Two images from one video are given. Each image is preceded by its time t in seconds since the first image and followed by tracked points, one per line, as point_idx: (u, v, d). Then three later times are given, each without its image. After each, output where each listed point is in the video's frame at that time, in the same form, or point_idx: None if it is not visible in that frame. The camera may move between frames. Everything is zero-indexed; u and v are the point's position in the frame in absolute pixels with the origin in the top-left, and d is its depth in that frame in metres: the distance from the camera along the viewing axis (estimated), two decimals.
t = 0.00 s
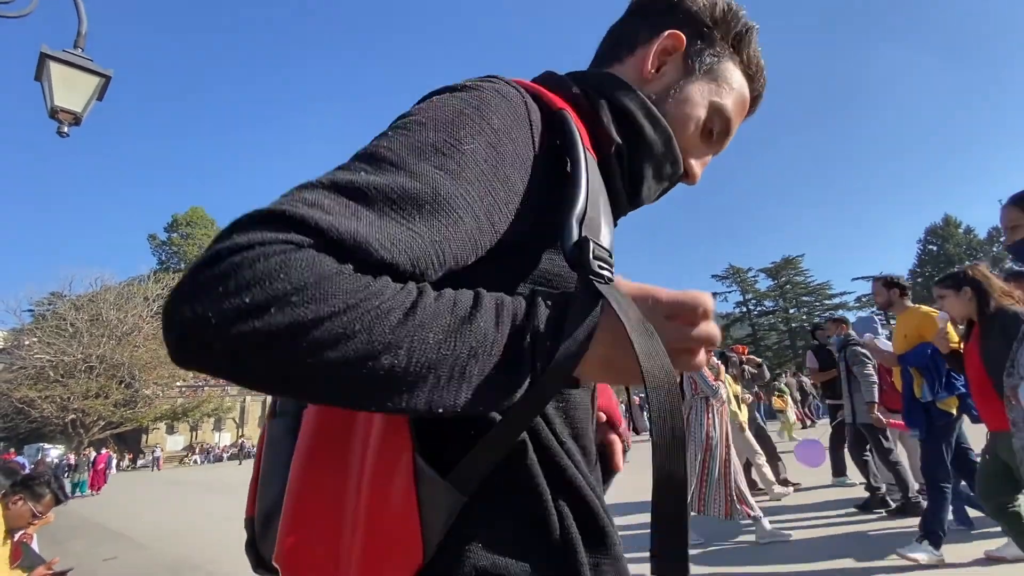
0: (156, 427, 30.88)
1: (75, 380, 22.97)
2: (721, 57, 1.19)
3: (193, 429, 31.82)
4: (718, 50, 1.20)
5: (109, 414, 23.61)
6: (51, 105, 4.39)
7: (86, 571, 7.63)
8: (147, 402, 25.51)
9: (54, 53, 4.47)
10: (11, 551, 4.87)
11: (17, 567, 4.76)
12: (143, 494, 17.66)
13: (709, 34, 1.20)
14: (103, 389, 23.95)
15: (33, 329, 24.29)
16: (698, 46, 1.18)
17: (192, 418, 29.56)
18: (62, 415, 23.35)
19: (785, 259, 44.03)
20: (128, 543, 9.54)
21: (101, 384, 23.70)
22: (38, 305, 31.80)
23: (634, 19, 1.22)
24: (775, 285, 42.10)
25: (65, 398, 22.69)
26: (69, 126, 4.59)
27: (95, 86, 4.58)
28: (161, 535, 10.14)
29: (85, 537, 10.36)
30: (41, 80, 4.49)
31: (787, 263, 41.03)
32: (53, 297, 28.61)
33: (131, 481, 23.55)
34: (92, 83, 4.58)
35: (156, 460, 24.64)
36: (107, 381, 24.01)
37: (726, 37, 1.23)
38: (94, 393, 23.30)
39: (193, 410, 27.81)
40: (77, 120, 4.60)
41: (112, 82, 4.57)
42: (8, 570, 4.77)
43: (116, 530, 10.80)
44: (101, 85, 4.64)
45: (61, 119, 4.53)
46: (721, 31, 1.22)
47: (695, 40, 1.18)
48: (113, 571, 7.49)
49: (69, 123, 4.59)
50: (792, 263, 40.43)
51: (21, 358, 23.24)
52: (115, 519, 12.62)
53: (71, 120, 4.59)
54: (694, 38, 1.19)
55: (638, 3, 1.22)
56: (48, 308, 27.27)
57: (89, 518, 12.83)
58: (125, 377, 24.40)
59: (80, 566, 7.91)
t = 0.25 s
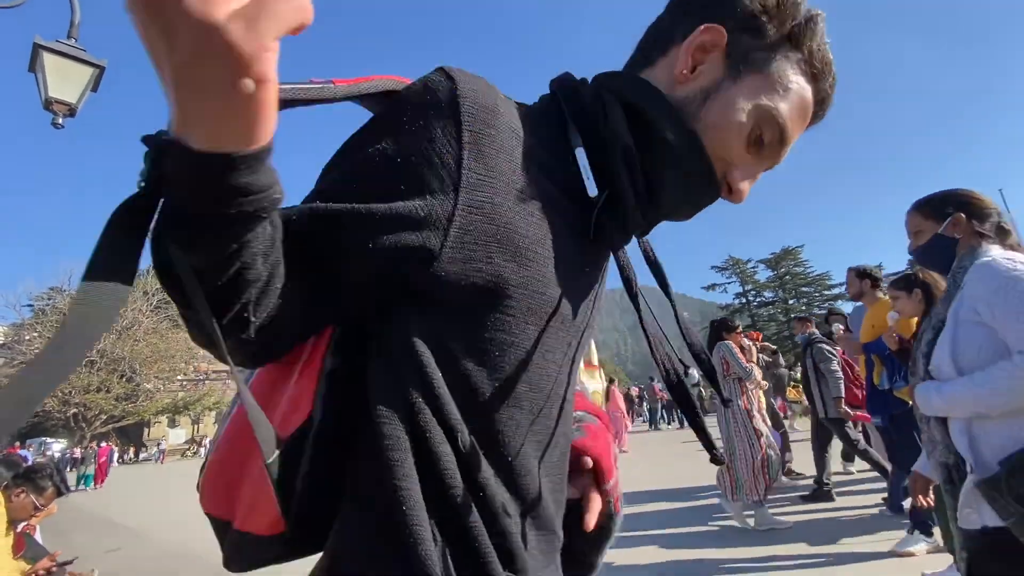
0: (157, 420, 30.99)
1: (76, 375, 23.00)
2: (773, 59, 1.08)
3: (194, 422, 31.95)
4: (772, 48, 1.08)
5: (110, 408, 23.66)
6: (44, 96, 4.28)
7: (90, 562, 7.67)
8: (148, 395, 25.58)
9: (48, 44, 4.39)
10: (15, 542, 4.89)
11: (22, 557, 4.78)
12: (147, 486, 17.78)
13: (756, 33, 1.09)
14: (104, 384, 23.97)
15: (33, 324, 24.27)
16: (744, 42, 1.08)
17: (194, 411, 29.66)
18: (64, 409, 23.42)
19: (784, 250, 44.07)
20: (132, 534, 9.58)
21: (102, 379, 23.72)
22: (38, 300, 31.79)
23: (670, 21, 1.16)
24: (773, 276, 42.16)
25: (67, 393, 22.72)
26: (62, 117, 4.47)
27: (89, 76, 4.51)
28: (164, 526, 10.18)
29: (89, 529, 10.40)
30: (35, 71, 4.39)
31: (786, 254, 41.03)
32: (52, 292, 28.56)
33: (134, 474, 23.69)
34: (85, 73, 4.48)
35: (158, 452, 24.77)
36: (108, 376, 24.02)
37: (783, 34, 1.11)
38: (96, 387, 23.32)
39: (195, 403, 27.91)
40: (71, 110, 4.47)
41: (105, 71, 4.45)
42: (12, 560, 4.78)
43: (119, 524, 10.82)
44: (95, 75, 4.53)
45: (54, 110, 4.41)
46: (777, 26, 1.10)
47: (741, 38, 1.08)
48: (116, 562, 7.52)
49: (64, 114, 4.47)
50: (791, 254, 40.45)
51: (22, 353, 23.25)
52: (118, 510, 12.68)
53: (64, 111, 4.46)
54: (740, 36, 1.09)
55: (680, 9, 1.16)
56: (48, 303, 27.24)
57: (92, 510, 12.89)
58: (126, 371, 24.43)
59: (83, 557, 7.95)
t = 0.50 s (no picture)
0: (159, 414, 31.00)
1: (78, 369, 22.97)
2: (819, 203, 0.93)
3: (196, 415, 31.98)
4: (815, 191, 0.94)
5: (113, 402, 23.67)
6: (39, 89, 4.08)
7: (93, 554, 7.69)
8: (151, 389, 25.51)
9: (41, 35, 4.17)
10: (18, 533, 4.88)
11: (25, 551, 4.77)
12: (149, 479, 17.82)
13: (799, 176, 0.94)
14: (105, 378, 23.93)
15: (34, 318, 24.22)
16: (785, 182, 0.92)
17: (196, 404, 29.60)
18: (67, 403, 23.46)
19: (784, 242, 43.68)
20: (134, 526, 9.61)
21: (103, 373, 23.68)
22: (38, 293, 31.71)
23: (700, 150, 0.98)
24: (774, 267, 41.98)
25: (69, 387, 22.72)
26: (58, 110, 4.26)
27: (83, 69, 4.29)
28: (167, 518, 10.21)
29: (92, 521, 10.40)
30: (30, 63, 4.19)
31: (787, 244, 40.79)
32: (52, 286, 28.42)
33: (137, 466, 23.74)
34: (80, 65, 4.26)
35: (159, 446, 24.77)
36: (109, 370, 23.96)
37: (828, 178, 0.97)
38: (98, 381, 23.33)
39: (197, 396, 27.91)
40: (67, 103, 4.26)
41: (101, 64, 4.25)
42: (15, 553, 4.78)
43: (121, 516, 10.85)
44: (90, 68, 4.32)
45: (50, 103, 4.21)
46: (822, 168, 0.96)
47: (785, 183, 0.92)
48: (120, 554, 7.55)
49: (59, 106, 4.27)
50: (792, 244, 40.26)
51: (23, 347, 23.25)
52: (120, 502, 12.71)
53: (60, 103, 4.26)
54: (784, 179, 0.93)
55: (708, 135, 0.99)
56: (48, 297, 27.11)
57: (94, 502, 12.91)
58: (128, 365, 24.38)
59: (87, 549, 7.98)
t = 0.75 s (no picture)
0: (159, 406, 31.01)
1: (78, 361, 22.94)
2: (780, 323, 1.05)
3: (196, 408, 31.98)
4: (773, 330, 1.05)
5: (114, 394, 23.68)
6: (34, 78, 4.00)
7: (97, 544, 7.71)
8: (151, 381, 25.49)
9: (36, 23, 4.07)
10: (21, 523, 4.88)
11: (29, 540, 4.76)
12: (150, 470, 17.85)
13: (763, 304, 1.02)
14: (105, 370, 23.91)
15: (33, 310, 24.15)
16: (754, 318, 1.01)
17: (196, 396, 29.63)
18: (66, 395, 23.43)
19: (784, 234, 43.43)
20: (136, 517, 9.62)
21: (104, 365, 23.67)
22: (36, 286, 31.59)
23: (672, 312, 0.98)
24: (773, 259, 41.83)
25: (70, 378, 22.70)
26: (54, 99, 4.17)
27: (79, 58, 4.21)
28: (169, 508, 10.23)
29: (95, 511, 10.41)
30: (25, 52, 4.09)
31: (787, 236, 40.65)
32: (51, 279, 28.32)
33: (138, 458, 23.78)
34: (75, 55, 4.18)
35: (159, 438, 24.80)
36: (110, 362, 23.94)
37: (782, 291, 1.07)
38: (99, 373, 23.31)
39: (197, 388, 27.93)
40: (63, 92, 4.17)
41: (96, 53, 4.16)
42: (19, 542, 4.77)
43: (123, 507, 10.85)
44: (85, 56, 4.24)
45: (45, 92, 4.12)
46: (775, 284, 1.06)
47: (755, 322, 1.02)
48: (123, 545, 7.56)
49: (54, 95, 4.18)
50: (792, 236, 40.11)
51: (23, 340, 23.22)
52: (121, 494, 12.71)
53: (55, 93, 4.16)
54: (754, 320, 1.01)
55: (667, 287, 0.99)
56: (47, 289, 27.00)
57: (95, 493, 12.92)
58: (129, 357, 24.35)
59: (90, 539, 7.99)
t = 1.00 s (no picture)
0: (159, 400, 30.99)
1: (78, 354, 22.88)
2: (709, 375, 0.92)
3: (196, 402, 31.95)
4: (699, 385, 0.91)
5: (114, 387, 23.64)
6: (31, 69, 3.88)
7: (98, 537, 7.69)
8: (150, 374, 25.45)
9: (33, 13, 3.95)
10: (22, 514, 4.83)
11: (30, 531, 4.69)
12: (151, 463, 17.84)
13: (689, 358, 0.89)
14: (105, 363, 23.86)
15: (32, 303, 24.07)
16: (679, 375, 0.87)
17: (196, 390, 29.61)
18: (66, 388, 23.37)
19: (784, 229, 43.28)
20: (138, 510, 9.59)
21: (104, 358, 23.62)
22: (36, 278, 31.46)
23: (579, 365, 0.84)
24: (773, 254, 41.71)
25: (70, 371, 22.66)
26: (51, 91, 4.05)
27: (77, 49, 4.09)
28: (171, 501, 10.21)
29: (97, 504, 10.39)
30: (21, 43, 3.97)
31: (787, 232, 40.56)
32: (50, 272, 28.21)
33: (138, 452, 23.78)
34: (72, 46, 4.06)
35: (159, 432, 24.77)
36: (109, 355, 23.89)
37: (713, 340, 0.93)
38: (99, 366, 23.26)
39: (197, 382, 27.90)
40: (60, 84, 4.05)
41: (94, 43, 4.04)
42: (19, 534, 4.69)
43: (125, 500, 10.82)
44: (83, 47, 4.13)
45: (42, 83, 4.00)
46: (703, 333, 0.92)
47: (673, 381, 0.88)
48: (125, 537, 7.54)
49: (52, 87, 4.06)
50: (792, 232, 40.01)
51: (23, 333, 23.14)
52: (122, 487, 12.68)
53: (52, 84, 4.05)
54: (678, 379, 0.87)
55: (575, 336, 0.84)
56: (46, 282, 26.90)
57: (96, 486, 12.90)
58: (128, 350, 24.29)
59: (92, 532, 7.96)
